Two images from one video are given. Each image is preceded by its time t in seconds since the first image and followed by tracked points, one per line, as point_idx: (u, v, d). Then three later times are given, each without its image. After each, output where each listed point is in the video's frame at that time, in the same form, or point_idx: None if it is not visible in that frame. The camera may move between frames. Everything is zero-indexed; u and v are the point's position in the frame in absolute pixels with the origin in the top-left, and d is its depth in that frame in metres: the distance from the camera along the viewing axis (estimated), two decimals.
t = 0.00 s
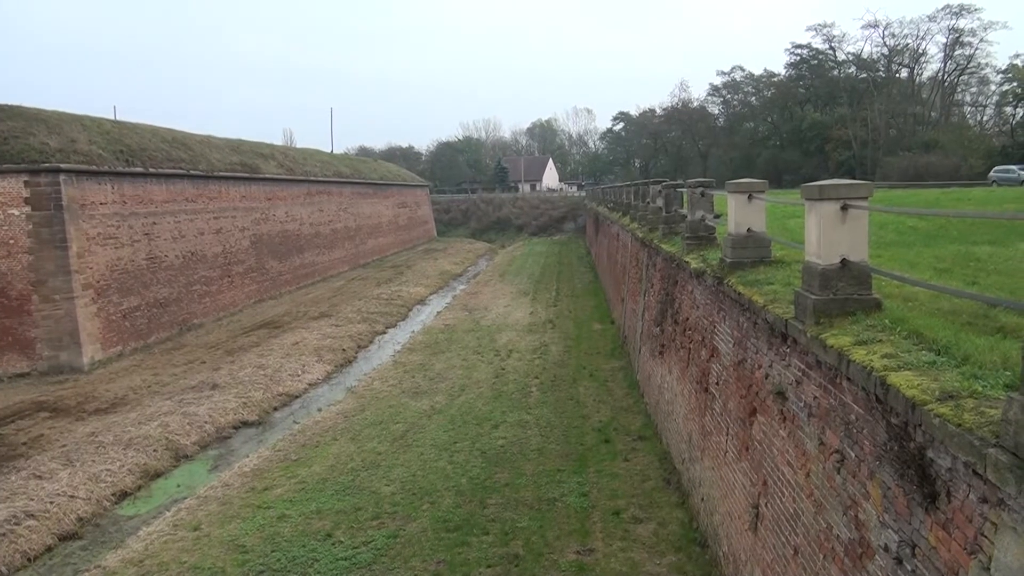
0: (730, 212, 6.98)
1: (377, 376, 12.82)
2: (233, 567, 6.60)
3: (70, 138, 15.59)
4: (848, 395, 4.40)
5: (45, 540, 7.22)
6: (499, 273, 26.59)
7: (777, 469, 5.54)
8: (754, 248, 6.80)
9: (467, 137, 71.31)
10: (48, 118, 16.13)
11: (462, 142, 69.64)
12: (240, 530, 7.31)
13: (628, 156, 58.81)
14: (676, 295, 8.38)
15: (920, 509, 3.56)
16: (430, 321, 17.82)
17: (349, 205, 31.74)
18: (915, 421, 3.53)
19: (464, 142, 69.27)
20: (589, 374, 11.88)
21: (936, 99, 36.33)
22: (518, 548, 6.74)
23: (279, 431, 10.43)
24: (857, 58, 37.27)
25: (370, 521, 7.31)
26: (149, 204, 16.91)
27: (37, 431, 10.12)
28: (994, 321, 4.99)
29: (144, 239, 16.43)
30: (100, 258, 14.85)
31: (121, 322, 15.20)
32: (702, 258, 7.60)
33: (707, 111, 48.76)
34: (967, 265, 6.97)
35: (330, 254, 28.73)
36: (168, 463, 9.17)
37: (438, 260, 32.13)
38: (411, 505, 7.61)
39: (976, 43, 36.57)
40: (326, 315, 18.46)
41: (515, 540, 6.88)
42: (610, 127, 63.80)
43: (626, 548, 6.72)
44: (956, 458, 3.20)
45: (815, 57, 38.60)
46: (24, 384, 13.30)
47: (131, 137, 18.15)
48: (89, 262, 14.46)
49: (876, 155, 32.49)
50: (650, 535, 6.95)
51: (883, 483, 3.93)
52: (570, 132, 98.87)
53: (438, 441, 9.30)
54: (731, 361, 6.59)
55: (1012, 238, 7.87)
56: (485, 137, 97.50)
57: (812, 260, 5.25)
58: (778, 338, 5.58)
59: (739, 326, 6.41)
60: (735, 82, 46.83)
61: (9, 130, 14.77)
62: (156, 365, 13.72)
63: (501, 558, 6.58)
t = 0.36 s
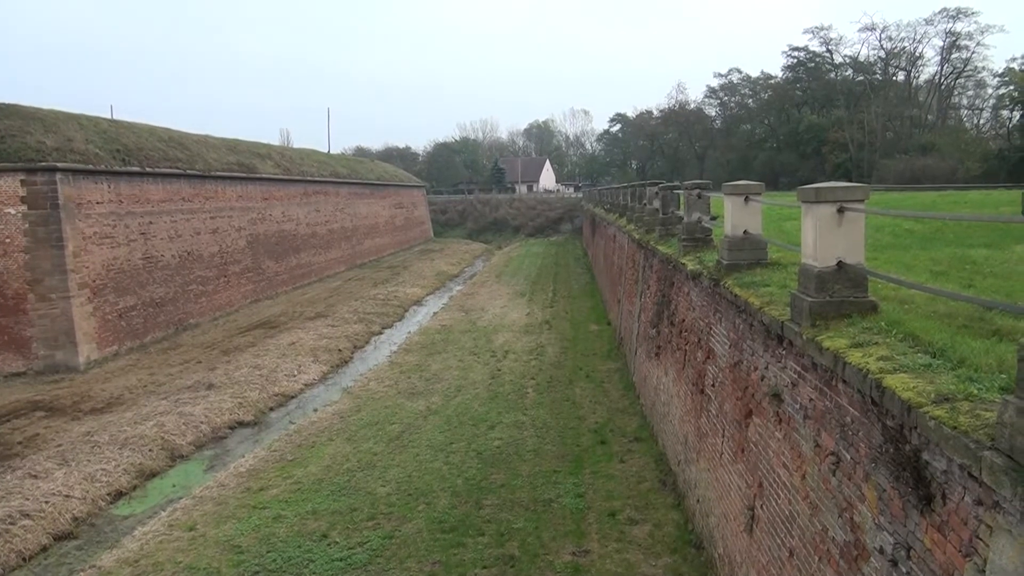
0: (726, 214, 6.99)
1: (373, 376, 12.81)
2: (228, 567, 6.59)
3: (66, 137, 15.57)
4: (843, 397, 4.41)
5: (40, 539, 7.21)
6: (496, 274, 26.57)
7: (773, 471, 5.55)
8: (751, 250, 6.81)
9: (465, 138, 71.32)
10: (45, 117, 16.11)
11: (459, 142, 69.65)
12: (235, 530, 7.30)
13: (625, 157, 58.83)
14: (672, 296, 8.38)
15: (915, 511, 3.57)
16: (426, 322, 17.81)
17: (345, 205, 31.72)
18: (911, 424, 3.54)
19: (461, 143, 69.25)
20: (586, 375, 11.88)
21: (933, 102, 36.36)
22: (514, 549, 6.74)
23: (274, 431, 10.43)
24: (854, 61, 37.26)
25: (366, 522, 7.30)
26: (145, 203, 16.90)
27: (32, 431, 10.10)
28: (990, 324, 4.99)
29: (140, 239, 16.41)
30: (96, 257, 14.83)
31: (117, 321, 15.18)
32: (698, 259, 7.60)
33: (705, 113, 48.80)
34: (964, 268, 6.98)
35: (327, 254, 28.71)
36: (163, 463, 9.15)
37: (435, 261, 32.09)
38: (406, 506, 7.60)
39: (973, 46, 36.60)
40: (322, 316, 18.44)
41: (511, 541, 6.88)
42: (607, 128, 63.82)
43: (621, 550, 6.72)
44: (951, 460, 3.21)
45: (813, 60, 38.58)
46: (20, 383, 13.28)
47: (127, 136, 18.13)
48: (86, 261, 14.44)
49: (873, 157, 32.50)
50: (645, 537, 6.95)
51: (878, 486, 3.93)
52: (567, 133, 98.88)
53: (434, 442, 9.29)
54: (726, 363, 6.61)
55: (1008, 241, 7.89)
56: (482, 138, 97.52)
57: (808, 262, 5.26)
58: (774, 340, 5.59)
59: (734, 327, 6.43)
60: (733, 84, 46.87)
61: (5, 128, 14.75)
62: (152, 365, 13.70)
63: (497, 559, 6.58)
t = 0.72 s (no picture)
0: (727, 215, 6.98)
1: (373, 377, 12.81)
2: (229, 569, 6.60)
3: (67, 138, 15.58)
4: (844, 398, 4.41)
5: (41, 541, 7.21)
6: (497, 275, 26.56)
7: (774, 472, 5.55)
8: (751, 251, 6.80)
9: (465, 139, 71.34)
10: (45, 118, 16.12)
11: (460, 143, 69.69)
12: (236, 532, 7.30)
13: (626, 158, 58.82)
14: (673, 297, 8.39)
15: (916, 512, 3.57)
16: (427, 323, 17.81)
17: (346, 206, 31.73)
18: (911, 424, 3.54)
19: (462, 144, 69.28)
20: (586, 376, 11.88)
21: (934, 103, 36.34)
22: (515, 551, 6.73)
23: (275, 432, 10.44)
24: (855, 61, 37.24)
25: (367, 523, 7.30)
26: (146, 205, 16.91)
27: (33, 432, 10.10)
28: (991, 324, 5.00)
29: (140, 240, 16.41)
30: (97, 258, 14.85)
31: (118, 323, 15.19)
32: (698, 260, 7.59)
33: (705, 113, 48.80)
34: (963, 269, 6.99)
35: (327, 255, 28.72)
36: (164, 464, 9.15)
37: (435, 262, 32.09)
38: (407, 507, 7.60)
39: (974, 47, 36.56)
40: (323, 317, 18.44)
41: (511, 542, 6.88)
42: (608, 129, 63.83)
43: (622, 550, 6.73)
44: (952, 461, 3.21)
45: (813, 61, 38.58)
46: (21, 384, 13.28)
47: (128, 137, 18.14)
48: (87, 263, 14.45)
49: (873, 158, 32.49)
50: (646, 538, 6.94)
51: (879, 486, 3.93)
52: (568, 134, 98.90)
53: (434, 443, 9.29)
54: (727, 364, 6.60)
55: (1008, 241, 7.89)
56: (483, 139, 97.49)
57: (808, 263, 5.26)
58: (774, 341, 5.60)
59: (735, 328, 6.43)
60: (733, 85, 46.85)
61: (6, 130, 14.77)
62: (153, 366, 13.71)
63: (498, 560, 6.57)
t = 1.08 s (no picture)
0: (728, 215, 6.98)
1: (376, 379, 12.80)
2: (232, 571, 6.60)
3: (68, 141, 15.59)
4: (846, 398, 4.41)
5: (43, 543, 7.20)
6: (498, 276, 26.56)
7: (775, 472, 5.56)
8: (752, 252, 6.80)
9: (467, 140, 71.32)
10: (47, 121, 16.13)
11: (461, 145, 69.72)
12: (238, 533, 7.30)
13: (627, 159, 58.82)
14: (674, 298, 8.40)
15: (918, 512, 3.56)
16: (428, 325, 17.81)
17: (347, 208, 31.72)
18: (913, 424, 3.54)
19: (463, 145, 69.29)
20: (588, 377, 11.87)
21: (935, 103, 36.31)
22: (517, 552, 6.73)
23: (277, 434, 10.44)
24: (856, 61, 37.21)
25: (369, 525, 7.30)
26: (147, 207, 16.92)
27: (35, 435, 10.10)
28: (992, 324, 4.99)
29: (142, 243, 16.42)
30: (99, 261, 14.85)
31: (119, 325, 15.19)
32: (700, 261, 7.59)
33: (706, 114, 48.81)
34: (965, 269, 6.98)
35: (329, 257, 28.73)
36: (166, 466, 9.15)
37: (437, 263, 32.09)
38: (409, 509, 7.60)
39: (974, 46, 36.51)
40: (325, 319, 18.43)
41: (513, 544, 6.88)
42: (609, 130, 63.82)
43: (625, 551, 6.72)
44: (954, 460, 3.21)
45: (813, 61, 38.54)
46: (23, 387, 13.29)
47: (129, 140, 18.14)
48: (88, 265, 14.45)
49: (874, 158, 32.46)
50: (648, 539, 6.94)
51: (882, 487, 3.92)
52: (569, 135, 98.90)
53: (436, 445, 9.29)
54: (729, 364, 6.61)
55: (1010, 241, 7.89)
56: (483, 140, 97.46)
57: (810, 263, 5.27)
58: (776, 341, 5.60)
59: (737, 329, 6.43)
60: (734, 85, 46.86)
61: (8, 133, 14.78)
62: (154, 369, 13.71)
63: (500, 562, 6.57)
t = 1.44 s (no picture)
0: (731, 217, 6.97)
1: (379, 380, 12.80)
2: (235, 571, 6.61)
3: (71, 143, 15.60)
4: (849, 400, 4.40)
5: (47, 544, 7.21)
6: (501, 277, 26.57)
7: (778, 474, 5.55)
8: (755, 253, 6.79)
9: (469, 142, 71.36)
10: (50, 123, 16.16)
11: (464, 146, 69.78)
12: (241, 534, 7.30)
13: (629, 160, 58.88)
14: (677, 299, 8.40)
15: (921, 514, 3.55)
16: (431, 326, 17.82)
17: (350, 209, 31.75)
18: (917, 426, 3.53)
19: (465, 147, 69.34)
20: (591, 378, 11.86)
21: (937, 104, 36.32)
22: (520, 553, 6.72)
23: (280, 435, 10.44)
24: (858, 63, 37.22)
25: (372, 526, 7.30)
26: (151, 209, 16.95)
27: (38, 436, 10.11)
28: (995, 325, 4.99)
29: (145, 244, 16.44)
30: (102, 262, 14.87)
31: (123, 326, 15.20)
32: (702, 262, 7.58)
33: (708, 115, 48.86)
34: (969, 270, 6.97)
35: (332, 258, 28.76)
36: (169, 467, 9.15)
37: (439, 265, 32.11)
38: (412, 510, 7.59)
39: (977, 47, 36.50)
40: (328, 320, 18.45)
41: (516, 545, 6.87)
42: (611, 131, 63.85)
43: (628, 553, 6.71)
44: (957, 463, 3.20)
45: (816, 62, 38.04)
46: (26, 388, 13.31)
47: (132, 141, 18.17)
48: (91, 266, 14.47)
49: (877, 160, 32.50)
50: (651, 540, 6.94)
51: (885, 489, 3.92)
52: (571, 137, 98.96)
53: (439, 446, 9.29)
54: (732, 366, 6.61)
55: (1013, 242, 7.88)
56: (485, 141, 97.58)
57: (813, 265, 5.27)
58: (780, 343, 5.60)
59: (740, 331, 6.43)
60: (736, 86, 46.72)
61: (11, 134, 14.80)
62: (158, 370, 13.72)
63: (503, 563, 6.56)
